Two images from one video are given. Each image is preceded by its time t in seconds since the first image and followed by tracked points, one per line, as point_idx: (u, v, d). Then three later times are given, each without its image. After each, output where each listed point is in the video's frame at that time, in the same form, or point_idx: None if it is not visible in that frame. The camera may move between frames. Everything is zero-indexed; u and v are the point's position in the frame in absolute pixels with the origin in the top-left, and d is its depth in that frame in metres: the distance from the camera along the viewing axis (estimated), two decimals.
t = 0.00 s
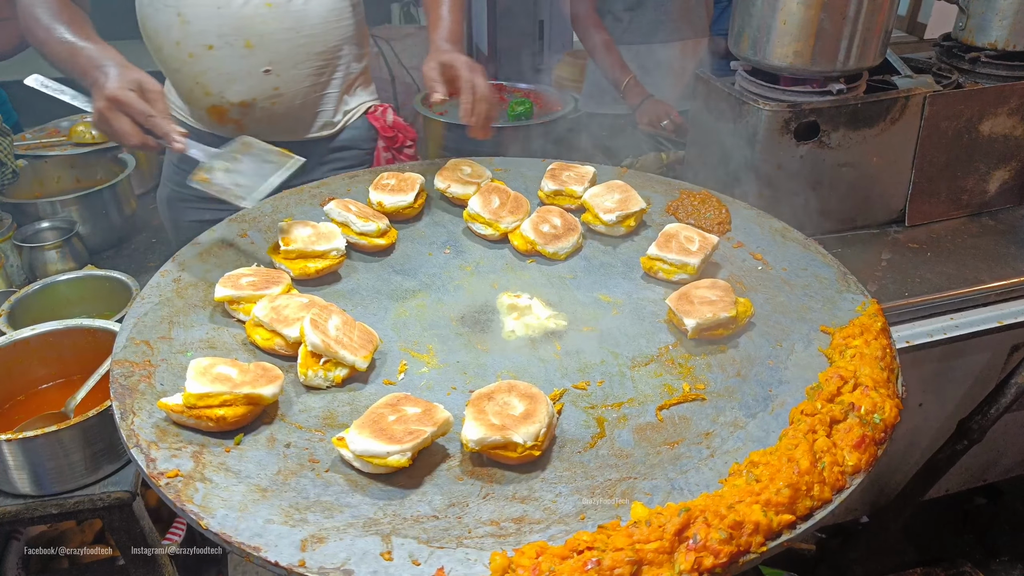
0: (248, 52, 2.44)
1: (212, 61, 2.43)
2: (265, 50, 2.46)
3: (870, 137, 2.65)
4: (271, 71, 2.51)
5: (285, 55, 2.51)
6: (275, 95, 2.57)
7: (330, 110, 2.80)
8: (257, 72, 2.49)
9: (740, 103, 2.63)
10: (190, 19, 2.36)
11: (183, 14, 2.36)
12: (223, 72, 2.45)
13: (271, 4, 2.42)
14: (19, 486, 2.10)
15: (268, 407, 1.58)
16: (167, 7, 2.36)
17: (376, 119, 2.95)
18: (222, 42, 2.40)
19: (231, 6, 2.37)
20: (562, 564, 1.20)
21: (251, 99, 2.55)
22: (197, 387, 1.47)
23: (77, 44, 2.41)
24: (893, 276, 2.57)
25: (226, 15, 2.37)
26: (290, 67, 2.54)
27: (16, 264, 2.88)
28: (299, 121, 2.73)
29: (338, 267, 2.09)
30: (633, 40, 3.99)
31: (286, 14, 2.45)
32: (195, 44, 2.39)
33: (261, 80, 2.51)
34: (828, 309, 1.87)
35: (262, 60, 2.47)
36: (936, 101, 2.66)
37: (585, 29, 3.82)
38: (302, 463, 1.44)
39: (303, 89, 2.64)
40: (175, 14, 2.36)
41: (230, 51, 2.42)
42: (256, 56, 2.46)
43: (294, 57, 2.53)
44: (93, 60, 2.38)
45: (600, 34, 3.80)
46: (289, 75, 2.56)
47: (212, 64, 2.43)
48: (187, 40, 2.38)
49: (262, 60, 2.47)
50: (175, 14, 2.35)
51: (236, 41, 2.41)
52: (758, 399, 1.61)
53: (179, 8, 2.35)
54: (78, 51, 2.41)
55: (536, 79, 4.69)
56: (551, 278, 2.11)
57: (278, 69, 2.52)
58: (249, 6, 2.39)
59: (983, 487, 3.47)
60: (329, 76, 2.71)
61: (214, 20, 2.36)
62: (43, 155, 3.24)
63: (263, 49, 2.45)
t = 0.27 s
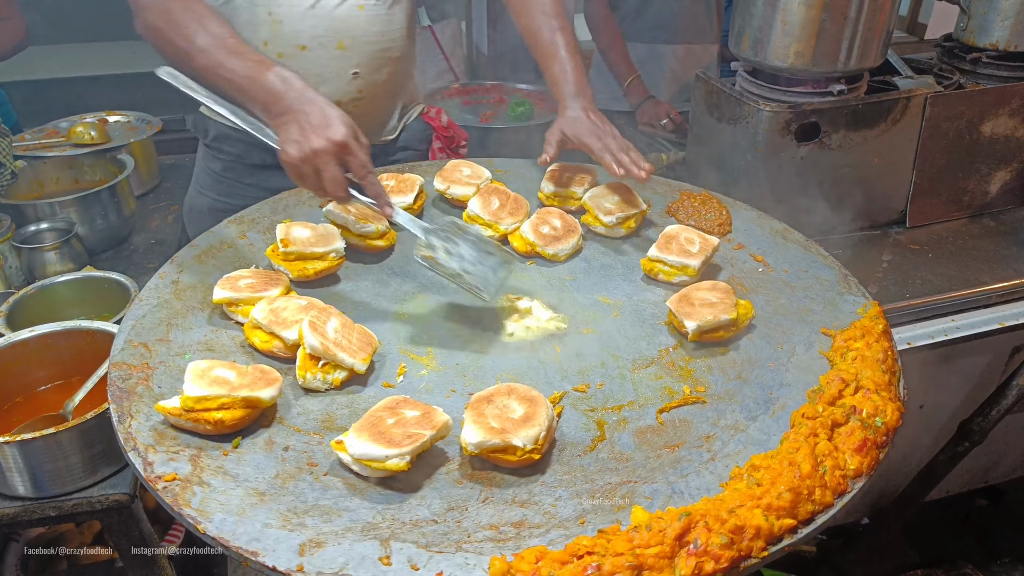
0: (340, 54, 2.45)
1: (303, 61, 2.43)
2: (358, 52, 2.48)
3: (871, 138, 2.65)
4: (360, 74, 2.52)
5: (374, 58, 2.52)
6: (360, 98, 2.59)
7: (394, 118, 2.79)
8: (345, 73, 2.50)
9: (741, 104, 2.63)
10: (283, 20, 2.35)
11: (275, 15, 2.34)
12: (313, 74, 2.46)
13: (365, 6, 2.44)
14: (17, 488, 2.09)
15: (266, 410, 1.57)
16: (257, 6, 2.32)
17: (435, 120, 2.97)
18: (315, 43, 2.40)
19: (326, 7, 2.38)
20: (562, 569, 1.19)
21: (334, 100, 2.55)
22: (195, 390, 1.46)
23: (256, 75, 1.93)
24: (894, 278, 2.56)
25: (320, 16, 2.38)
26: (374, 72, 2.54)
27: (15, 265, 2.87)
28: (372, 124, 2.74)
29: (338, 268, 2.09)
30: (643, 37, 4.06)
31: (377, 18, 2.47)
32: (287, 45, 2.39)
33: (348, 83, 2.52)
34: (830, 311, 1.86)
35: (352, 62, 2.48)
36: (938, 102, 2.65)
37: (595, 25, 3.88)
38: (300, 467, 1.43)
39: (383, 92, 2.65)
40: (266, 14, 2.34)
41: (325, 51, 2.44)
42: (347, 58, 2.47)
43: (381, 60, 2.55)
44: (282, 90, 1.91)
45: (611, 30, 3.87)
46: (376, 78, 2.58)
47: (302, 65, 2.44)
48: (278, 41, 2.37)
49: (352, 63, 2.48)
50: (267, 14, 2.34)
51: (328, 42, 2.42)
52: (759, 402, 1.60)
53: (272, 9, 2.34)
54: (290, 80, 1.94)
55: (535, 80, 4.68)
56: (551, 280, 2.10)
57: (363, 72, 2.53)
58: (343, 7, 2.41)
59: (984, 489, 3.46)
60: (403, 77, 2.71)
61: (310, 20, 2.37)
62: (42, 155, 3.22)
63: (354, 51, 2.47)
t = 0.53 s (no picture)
0: (386, 59, 2.42)
1: (347, 62, 2.39)
2: (402, 58, 2.45)
3: (872, 139, 2.64)
4: (403, 79, 2.51)
5: (417, 63, 2.50)
6: (399, 103, 2.58)
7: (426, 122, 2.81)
8: (384, 76, 2.47)
9: (742, 104, 2.62)
10: (332, 20, 2.30)
11: (324, 14, 2.29)
12: (356, 76, 2.43)
13: (415, 12, 2.40)
14: (16, 490, 2.08)
15: (267, 413, 1.57)
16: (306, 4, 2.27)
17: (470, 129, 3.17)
18: (363, 46, 2.37)
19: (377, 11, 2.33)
20: (564, 574, 1.18)
21: (374, 104, 2.54)
22: (195, 392, 1.45)
23: (287, 76, 1.94)
24: (896, 279, 2.55)
25: (370, 18, 2.33)
26: (416, 78, 2.53)
27: (15, 266, 2.86)
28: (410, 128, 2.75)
29: (338, 270, 2.08)
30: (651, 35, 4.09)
31: (425, 23, 2.43)
32: (334, 45, 2.34)
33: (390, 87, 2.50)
34: (833, 313, 1.85)
35: (396, 67, 2.46)
36: (940, 102, 2.64)
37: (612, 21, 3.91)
38: (301, 470, 1.43)
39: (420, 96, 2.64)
40: (314, 13, 2.28)
41: (369, 54, 2.40)
42: (392, 63, 2.44)
43: (423, 66, 2.53)
44: (315, 92, 1.94)
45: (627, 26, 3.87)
46: (416, 82, 2.56)
47: (345, 68, 2.40)
48: (325, 40, 2.33)
49: (396, 69, 2.46)
50: (315, 12, 2.28)
51: (376, 47, 2.39)
52: (762, 405, 1.59)
53: (321, 7, 2.28)
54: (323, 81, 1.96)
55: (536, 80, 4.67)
56: (553, 281, 2.09)
57: (407, 78, 2.52)
58: (393, 11, 2.36)
59: (985, 490, 3.45)
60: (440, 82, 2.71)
61: (360, 24, 2.33)
62: (42, 156, 3.21)
63: (400, 57, 2.44)
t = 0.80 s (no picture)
0: (394, 69, 2.39)
1: (356, 75, 2.35)
2: (411, 66, 2.42)
3: (875, 140, 2.64)
4: (411, 88, 2.48)
5: (422, 70, 2.47)
6: (407, 111, 2.56)
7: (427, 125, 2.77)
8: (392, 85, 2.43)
9: (744, 105, 2.62)
10: (338, 33, 2.26)
11: (330, 27, 2.25)
12: (366, 89, 2.39)
13: (419, 20, 2.37)
14: (18, 491, 2.08)
15: (270, 414, 1.56)
16: (312, 19, 2.23)
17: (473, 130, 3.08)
18: (372, 58, 2.34)
19: (382, 22, 2.30)
20: None
21: (384, 116, 2.52)
22: (198, 394, 1.45)
23: (267, 89, 1.91)
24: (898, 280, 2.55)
25: (377, 29, 2.30)
26: (422, 86, 2.51)
27: (16, 266, 2.86)
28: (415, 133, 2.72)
29: (340, 271, 2.08)
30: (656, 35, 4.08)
31: (429, 30, 2.41)
32: (343, 58, 2.31)
33: (399, 97, 2.48)
34: (836, 314, 1.85)
35: (405, 77, 2.43)
36: (942, 103, 2.64)
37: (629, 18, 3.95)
38: (304, 471, 1.42)
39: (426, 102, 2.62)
40: (320, 27, 2.24)
41: (377, 66, 2.36)
42: (400, 73, 2.41)
43: (428, 71, 2.50)
44: (297, 104, 1.92)
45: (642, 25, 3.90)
46: (422, 89, 2.54)
47: (355, 80, 2.36)
48: (333, 54, 2.29)
49: (405, 78, 2.43)
50: (321, 26, 2.24)
51: (384, 57, 2.35)
52: (766, 406, 1.59)
53: (326, 20, 2.24)
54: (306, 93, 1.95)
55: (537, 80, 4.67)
56: (555, 282, 2.09)
57: (415, 87, 2.49)
58: (399, 20, 2.32)
59: (988, 491, 3.44)
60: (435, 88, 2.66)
61: (367, 35, 2.29)
62: (44, 156, 3.21)
63: (408, 66, 2.41)
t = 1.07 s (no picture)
0: (389, 73, 2.35)
1: (353, 84, 2.30)
2: (403, 68, 2.38)
3: (876, 140, 2.65)
4: (406, 88, 2.44)
5: (413, 69, 2.44)
6: (403, 113, 2.51)
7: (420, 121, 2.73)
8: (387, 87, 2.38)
9: (746, 105, 2.63)
10: (331, 44, 2.21)
11: (322, 38, 2.19)
12: (365, 97, 2.34)
13: (403, 19, 2.31)
14: (22, 489, 2.09)
15: (274, 413, 1.57)
16: (302, 31, 2.17)
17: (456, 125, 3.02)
18: (367, 64, 2.28)
19: (370, 27, 2.24)
20: (572, 573, 1.19)
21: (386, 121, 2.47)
22: (203, 392, 1.46)
23: (273, 98, 1.89)
24: (900, 280, 2.55)
25: (369, 35, 2.24)
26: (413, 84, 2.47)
27: (19, 266, 2.87)
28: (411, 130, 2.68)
29: (344, 270, 2.08)
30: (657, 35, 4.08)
31: (414, 27, 2.36)
32: (338, 69, 2.25)
33: (396, 100, 2.43)
34: (838, 314, 1.85)
35: (399, 78, 2.39)
36: (943, 104, 2.65)
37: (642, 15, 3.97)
38: (309, 469, 1.43)
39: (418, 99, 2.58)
40: (311, 40, 2.18)
41: (372, 72, 2.31)
42: (395, 75, 2.37)
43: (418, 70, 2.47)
44: (306, 110, 1.89)
45: (654, 24, 3.93)
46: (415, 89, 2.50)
47: (353, 89, 2.31)
48: (329, 66, 2.24)
49: (400, 79, 2.39)
50: (313, 38, 2.18)
51: (379, 62, 2.30)
52: (768, 405, 1.60)
53: (317, 32, 2.18)
54: (312, 97, 1.92)
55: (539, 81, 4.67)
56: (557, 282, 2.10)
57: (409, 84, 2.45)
58: (390, 23, 2.28)
59: (989, 491, 3.45)
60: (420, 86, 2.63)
61: (360, 41, 2.24)
62: (46, 156, 3.22)
63: (401, 67, 2.37)
